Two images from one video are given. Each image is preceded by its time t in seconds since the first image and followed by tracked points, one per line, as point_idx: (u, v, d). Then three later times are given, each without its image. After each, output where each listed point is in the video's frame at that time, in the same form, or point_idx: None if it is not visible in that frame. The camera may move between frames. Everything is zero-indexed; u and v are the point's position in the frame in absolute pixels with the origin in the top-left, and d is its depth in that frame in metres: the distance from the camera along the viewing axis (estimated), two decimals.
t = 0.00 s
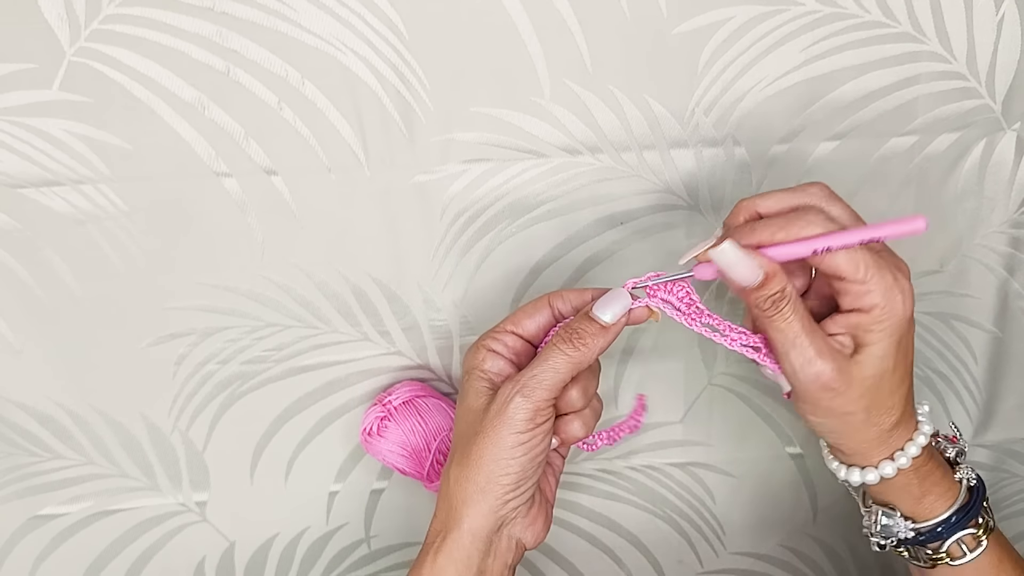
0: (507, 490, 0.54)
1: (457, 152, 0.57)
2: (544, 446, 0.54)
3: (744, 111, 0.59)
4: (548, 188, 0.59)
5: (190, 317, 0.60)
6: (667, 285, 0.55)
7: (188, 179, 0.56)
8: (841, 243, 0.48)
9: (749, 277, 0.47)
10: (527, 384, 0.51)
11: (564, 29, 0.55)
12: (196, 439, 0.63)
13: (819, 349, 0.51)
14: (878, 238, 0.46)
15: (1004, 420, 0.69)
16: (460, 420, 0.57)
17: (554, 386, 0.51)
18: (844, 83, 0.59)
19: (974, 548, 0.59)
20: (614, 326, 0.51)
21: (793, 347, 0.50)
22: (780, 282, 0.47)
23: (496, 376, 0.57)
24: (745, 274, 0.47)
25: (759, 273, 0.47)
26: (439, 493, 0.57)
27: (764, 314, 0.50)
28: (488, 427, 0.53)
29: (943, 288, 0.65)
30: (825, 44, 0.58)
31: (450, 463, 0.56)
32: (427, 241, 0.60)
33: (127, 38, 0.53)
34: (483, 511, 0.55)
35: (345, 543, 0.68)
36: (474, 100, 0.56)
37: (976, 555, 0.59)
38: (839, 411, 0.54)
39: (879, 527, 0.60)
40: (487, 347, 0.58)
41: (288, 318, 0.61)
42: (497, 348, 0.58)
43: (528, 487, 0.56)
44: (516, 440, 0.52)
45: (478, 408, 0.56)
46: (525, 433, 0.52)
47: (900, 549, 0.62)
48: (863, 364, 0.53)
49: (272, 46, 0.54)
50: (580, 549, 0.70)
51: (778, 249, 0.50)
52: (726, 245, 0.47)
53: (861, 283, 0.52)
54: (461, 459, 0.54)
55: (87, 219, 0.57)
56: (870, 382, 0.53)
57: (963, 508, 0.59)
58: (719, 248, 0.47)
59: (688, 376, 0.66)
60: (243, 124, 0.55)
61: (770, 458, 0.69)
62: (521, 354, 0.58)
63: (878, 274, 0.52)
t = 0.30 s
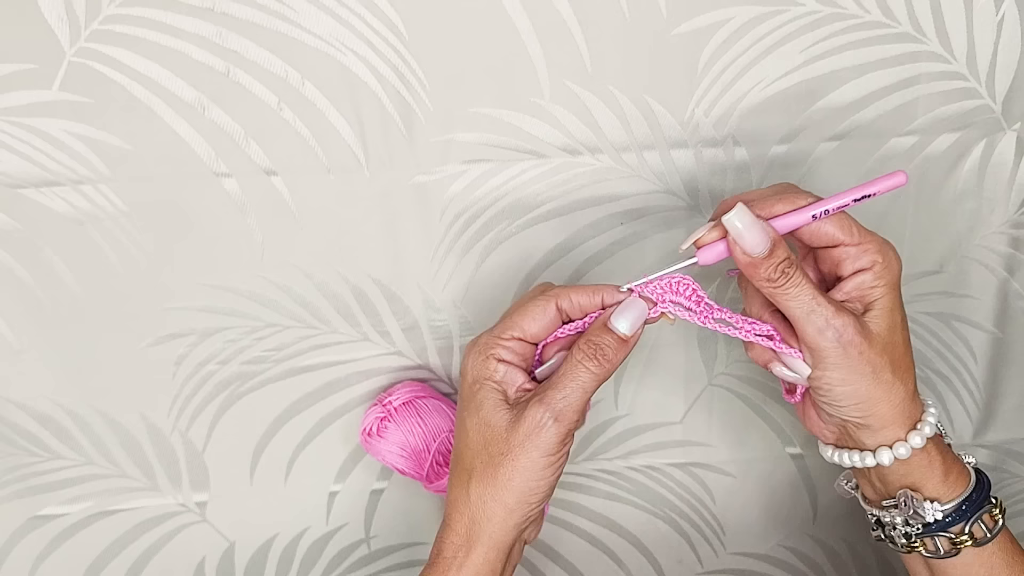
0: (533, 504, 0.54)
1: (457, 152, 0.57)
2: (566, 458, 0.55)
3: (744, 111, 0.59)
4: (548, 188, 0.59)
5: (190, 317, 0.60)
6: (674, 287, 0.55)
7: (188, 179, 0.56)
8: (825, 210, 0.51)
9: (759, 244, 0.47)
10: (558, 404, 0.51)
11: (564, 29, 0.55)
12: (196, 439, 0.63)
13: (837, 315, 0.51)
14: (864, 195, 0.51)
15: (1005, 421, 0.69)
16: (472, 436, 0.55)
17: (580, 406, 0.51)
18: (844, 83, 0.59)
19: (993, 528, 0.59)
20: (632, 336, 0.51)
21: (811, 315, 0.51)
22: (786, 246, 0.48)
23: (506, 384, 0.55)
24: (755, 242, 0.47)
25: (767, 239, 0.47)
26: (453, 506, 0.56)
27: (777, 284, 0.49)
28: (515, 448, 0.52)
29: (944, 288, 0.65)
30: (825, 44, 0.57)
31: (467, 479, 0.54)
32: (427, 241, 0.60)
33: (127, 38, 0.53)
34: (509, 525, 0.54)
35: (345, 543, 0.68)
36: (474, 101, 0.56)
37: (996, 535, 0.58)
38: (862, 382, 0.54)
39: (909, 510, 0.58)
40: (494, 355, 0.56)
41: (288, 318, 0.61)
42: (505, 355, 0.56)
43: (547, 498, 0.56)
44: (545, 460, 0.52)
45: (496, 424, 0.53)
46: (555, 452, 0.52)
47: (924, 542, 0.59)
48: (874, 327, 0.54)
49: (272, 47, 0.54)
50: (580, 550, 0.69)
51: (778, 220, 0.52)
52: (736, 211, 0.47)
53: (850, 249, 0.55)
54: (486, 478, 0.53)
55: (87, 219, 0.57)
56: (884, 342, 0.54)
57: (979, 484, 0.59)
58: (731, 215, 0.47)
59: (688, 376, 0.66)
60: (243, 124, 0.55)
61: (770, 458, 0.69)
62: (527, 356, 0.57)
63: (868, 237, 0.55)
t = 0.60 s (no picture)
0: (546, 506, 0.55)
1: (457, 152, 0.57)
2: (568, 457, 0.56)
3: (743, 111, 0.59)
4: (548, 188, 0.59)
5: (190, 317, 0.60)
6: (649, 295, 0.57)
7: (188, 179, 0.56)
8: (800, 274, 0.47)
9: (718, 298, 0.47)
10: (578, 409, 0.52)
11: (563, 29, 0.55)
12: (196, 438, 0.63)
13: (805, 363, 0.50)
14: (835, 271, 0.46)
15: (1005, 420, 0.69)
16: (483, 462, 0.51)
17: (595, 410, 0.53)
18: (844, 83, 0.59)
19: (979, 558, 0.59)
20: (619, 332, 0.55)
21: (777, 359, 0.50)
22: (752, 298, 0.48)
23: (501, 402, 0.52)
24: (714, 296, 0.47)
25: (728, 291, 0.47)
26: (460, 522, 0.52)
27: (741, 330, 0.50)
28: (546, 465, 0.51)
29: (944, 288, 0.65)
30: (825, 44, 0.58)
31: (477, 500, 0.52)
32: (427, 241, 0.60)
33: (127, 38, 0.53)
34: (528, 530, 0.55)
35: (345, 543, 0.68)
36: (474, 100, 0.56)
37: (980, 565, 0.59)
38: (830, 422, 0.54)
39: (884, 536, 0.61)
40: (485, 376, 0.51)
41: (288, 318, 0.61)
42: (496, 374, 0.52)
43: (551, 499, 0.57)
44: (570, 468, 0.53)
45: (507, 448, 0.51)
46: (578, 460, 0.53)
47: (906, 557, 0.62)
48: (854, 372, 0.52)
49: (272, 46, 0.54)
50: (580, 550, 0.70)
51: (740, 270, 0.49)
52: (690, 271, 0.46)
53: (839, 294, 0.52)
54: (513, 496, 0.52)
55: (87, 219, 0.57)
56: (861, 387, 0.53)
57: (969, 519, 0.59)
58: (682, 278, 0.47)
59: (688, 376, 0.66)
60: (243, 124, 0.55)
61: (770, 458, 0.69)
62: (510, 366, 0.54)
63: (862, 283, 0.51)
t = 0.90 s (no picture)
0: (521, 497, 0.55)
1: (457, 152, 0.57)
2: (555, 454, 0.54)
3: (743, 111, 0.59)
4: (548, 188, 0.59)
5: (190, 317, 0.60)
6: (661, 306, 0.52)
7: (189, 179, 0.56)
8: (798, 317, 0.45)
9: (708, 331, 0.48)
10: (543, 401, 0.51)
11: (564, 29, 0.55)
12: (196, 438, 0.63)
13: (794, 388, 0.51)
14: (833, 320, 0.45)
15: (1005, 420, 0.69)
16: (465, 434, 0.55)
17: (567, 406, 0.51)
18: (844, 83, 0.59)
19: (964, 561, 0.60)
20: (626, 340, 0.48)
21: (770, 381, 0.51)
22: (744, 328, 0.47)
23: (492, 388, 0.55)
24: (705, 328, 0.48)
25: (719, 324, 0.47)
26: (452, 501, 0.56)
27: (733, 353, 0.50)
28: (501, 438, 0.52)
29: (944, 288, 0.65)
30: (825, 44, 0.58)
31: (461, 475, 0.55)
32: (427, 241, 0.60)
33: (127, 38, 0.53)
34: (498, 516, 0.55)
35: (345, 543, 0.68)
36: (474, 100, 0.56)
37: (966, 568, 0.59)
38: (819, 441, 0.55)
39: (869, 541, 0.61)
40: (477, 364, 0.55)
41: (288, 318, 0.61)
42: (489, 363, 0.55)
43: (541, 490, 0.56)
44: (531, 449, 0.52)
45: (483, 420, 0.54)
46: (540, 442, 0.52)
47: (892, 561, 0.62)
48: (845, 396, 0.52)
49: (272, 46, 0.54)
50: (580, 550, 0.69)
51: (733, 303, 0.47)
52: (680, 311, 0.48)
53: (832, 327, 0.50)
54: (474, 468, 0.54)
55: (87, 219, 0.57)
56: (850, 408, 0.53)
57: (952, 524, 0.59)
58: (676, 312, 0.48)
59: (688, 375, 0.66)
60: (243, 124, 0.55)
61: (770, 458, 0.69)
62: (514, 367, 0.56)
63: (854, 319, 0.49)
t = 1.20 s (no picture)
0: (500, 500, 0.54)
1: (457, 152, 0.57)
2: (540, 462, 0.54)
3: (743, 111, 0.59)
4: (548, 188, 0.59)
5: (190, 317, 0.60)
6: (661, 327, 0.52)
7: (189, 179, 0.56)
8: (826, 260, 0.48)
9: (754, 295, 0.46)
10: (536, 409, 0.51)
11: (563, 29, 0.55)
12: (196, 438, 0.64)
13: (828, 364, 0.51)
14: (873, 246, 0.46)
15: (1005, 420, 0.69)
16: (452, 429, 0.55)
17: (559, 415, 0.51)
18: (844, 83, 0.59)
19: (979, 554, 0.59)
20: (629, 360, 0.49)
21: (801, 360, 0.51)
22: (784, 294, 0.47)
23: (492, 388, 0.55)
24: (750, 292, 0.46)
25: (764, 289, 0.46)
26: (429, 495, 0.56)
27: (766, 327, 0.49)
28: (488, 440, 0.52)
29: (943, 288, 0.65)
30: (825, 44, 0.57)
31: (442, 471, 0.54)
32: (427, 241, 0.60)
33: (127, 38, 0.53)
34: (475, 516, 0.54)
35: (345, 543, 0.68)
36: (474, 100, 0.56)
37: (981, 561, 0.59)
38: (841, 425, 0.55)
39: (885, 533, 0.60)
40: (479, 360, 0.55)
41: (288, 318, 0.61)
42: (490, 361, 0.55)
43: (520, 496, 0.55)
44: (517, 454, 0.52)
45: (472, 418, 0.54)
46: (527, 449, 0.52)
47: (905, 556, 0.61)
48: (868, 372, 0.53)
49: (271, 46, 0.54)
50: (579, 549, 0.69)
51: (781, 264, 0.50)
52: (731, 266, 0.45)
53: (857, 293, 0.52)
54: (456, 465, 0.53)
55: (87, 219, 0.57)
56: (876, 388, 0.54)
57: (968, 513, 0.58)
58: (725, 269, 0.46)
59: (688, 375, 0.66)
60: (242, 124, 0.55)
61: (770, 458, 0.69)
62: (515, 367, 0.56)
63: (877, 284, 0.51)
